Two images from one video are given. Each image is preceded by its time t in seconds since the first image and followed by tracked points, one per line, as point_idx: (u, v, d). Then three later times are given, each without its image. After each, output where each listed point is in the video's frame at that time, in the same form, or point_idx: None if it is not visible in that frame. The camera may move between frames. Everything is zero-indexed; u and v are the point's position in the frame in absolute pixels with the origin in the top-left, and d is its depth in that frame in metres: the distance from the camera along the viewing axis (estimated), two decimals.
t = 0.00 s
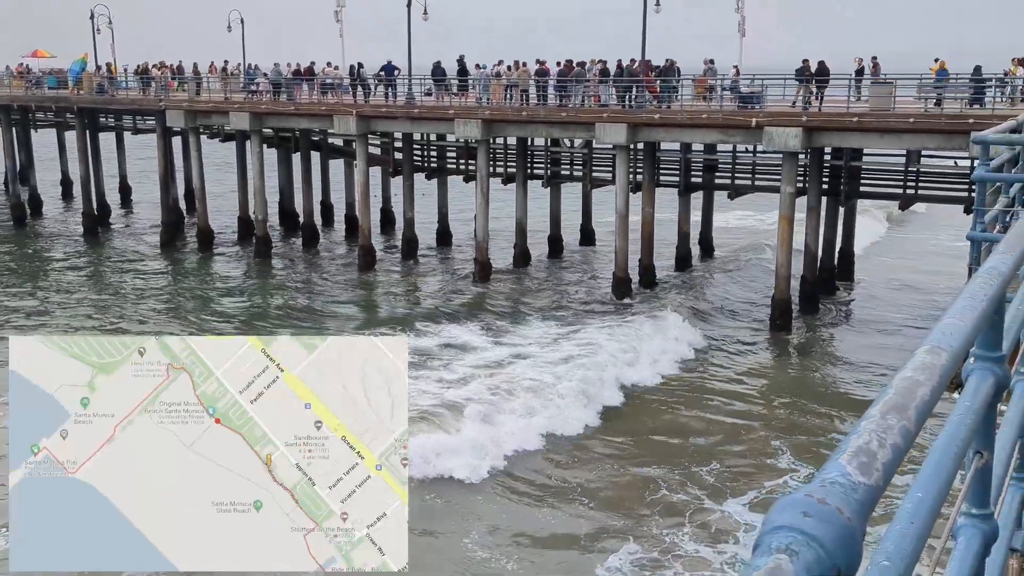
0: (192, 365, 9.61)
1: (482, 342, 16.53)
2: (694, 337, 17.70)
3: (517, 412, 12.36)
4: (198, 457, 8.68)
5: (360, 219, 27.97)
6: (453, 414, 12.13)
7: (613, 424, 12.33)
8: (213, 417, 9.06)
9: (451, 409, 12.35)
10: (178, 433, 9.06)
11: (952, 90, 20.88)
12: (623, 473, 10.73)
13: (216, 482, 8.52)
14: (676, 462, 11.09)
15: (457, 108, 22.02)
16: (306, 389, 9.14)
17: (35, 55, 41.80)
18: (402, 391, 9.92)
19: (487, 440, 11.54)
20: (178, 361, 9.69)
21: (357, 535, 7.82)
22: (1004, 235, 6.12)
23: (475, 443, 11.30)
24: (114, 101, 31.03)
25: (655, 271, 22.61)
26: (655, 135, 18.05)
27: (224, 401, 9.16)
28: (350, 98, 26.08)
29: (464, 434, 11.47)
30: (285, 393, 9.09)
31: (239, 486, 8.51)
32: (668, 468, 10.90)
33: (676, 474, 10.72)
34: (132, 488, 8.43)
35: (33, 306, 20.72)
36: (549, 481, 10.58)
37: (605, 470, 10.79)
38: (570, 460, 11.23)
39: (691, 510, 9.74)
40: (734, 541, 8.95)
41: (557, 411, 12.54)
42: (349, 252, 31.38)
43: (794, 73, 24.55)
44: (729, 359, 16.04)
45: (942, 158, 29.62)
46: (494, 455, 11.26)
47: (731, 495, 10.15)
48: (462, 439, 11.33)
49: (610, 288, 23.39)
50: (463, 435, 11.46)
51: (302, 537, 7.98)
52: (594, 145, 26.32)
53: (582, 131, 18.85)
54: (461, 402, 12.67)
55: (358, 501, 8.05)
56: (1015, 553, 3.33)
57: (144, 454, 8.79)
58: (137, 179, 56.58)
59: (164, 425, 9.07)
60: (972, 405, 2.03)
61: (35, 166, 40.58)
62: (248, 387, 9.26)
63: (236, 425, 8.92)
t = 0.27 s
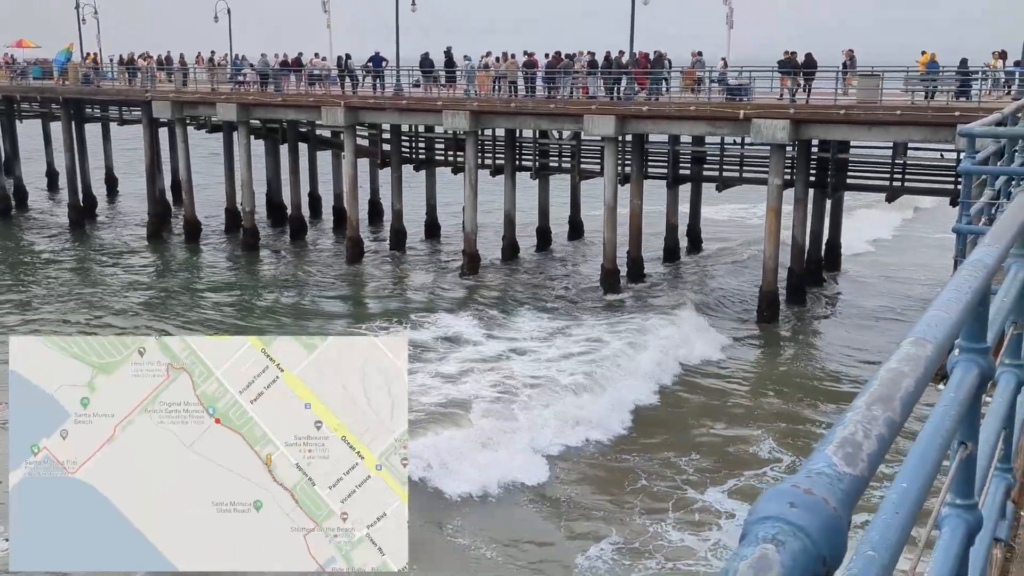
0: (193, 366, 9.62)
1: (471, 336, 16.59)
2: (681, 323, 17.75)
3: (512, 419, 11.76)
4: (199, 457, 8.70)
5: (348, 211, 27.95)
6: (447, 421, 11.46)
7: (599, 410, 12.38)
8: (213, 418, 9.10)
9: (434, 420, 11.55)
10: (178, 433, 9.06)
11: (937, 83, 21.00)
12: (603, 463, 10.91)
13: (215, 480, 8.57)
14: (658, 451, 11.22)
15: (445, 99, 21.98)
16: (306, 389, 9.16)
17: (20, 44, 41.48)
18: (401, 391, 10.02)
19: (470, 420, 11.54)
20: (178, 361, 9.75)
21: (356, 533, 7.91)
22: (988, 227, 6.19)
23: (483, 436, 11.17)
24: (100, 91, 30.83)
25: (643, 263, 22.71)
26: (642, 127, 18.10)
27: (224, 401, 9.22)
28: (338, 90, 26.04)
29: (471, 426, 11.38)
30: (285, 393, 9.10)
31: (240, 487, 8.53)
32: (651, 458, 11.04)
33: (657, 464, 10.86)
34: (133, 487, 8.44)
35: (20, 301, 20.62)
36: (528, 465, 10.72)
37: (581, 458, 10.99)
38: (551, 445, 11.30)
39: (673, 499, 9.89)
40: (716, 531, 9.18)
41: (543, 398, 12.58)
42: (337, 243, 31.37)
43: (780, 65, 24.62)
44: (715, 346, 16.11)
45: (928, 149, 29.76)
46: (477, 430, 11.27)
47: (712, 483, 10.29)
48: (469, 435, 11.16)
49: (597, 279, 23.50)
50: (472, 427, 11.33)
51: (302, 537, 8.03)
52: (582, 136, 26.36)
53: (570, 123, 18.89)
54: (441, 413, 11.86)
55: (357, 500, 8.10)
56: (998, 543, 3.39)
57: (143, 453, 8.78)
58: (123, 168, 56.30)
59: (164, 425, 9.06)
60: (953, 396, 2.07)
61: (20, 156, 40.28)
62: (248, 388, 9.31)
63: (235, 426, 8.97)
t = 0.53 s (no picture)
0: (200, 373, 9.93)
1: (461, 334, 16.62)
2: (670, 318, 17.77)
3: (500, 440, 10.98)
4: (285, 463, 9.06)
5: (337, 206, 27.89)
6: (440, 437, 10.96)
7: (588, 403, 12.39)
8: (304, 427, 9.55)
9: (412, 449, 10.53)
10: (267, 442, 9.49)
11: (925, 78, 21.08)
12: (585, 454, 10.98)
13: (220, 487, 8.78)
14: (639, 446, 11.29)
15: (435, 94, 21.94)
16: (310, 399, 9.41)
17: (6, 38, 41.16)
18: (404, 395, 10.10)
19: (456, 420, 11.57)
20: (268, 373, 10.29)
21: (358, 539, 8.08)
22: (976, 222, 6.22)
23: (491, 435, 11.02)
24: (88, 85, 30.65)
25: (632, 258, 22.74)
26: (632, 122, 18.10)
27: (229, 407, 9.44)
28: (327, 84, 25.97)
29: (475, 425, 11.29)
30: (375, 399, 9.42)
31: (322, 493, 8.86)
32: (635, 453, 11.09)
33: (639, 459, 10.91)
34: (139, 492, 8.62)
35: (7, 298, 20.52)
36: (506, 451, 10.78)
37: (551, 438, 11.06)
38: (531, 425, 11.32)
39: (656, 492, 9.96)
40: (701, 523, 9.25)
41: (532, 393, 12.60)
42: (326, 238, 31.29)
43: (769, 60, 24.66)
44: (703, 339, 16.14)
45: (917, 145, 29.88)
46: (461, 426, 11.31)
47: (691, 476, 10.36)
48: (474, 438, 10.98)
49: (587, 275, 23.52)
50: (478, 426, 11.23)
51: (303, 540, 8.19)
52: (571, 131, 26.36)
53: (560, 119, 18.88)
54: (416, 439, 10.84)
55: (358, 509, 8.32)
56: (985, 535, 3.40)
57: (226, 461, 9.18)
58: (111, 163, 55.99)
59: (253, 434, 9.50)
60: (941, 388, 2.08)
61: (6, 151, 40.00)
62: (337, 396, 9.65)
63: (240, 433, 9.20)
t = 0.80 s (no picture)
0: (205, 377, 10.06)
1: (452, 332, 16.59)
2: (662, 317, 17.76)
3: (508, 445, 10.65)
4: (285, 463, 9.08)
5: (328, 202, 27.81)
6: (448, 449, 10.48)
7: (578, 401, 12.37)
8: (304, 427, 9.64)
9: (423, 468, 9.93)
10: (267, 442, 9.50)
11: (915, 75, 21.14)
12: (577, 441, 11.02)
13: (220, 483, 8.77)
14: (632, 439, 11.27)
15: (426, 90, 21.88)
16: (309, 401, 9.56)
17: None
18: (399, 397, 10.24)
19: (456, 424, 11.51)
20: (268, 373, 10.53)
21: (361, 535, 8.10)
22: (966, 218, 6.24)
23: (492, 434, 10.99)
24: (77, 81, 30.45)
25: (624, 255, 22.73)
26: (624, 119, 18.09)
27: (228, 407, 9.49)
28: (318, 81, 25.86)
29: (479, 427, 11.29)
30: (375, 401, 9.62)
31: (322, 493, 8.86)
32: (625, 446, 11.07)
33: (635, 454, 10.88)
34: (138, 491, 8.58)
35: None
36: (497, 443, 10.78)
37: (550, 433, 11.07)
38: (527, 425, 11.35)
39: (640, 489, 9.94)
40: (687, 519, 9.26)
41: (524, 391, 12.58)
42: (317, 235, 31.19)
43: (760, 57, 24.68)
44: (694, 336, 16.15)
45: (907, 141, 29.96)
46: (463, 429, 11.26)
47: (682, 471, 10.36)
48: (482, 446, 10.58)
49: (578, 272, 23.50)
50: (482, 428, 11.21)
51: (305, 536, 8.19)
52: (563, 128, 26.34)
53: (551, 115, 18.86)
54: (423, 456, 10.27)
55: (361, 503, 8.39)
56: (976, 531, 3.41)
57: (226, 461, 9.18)
58: (100, 160, 55.70)
59: (254, 434, 9.53)
60: (928, 385, 2.08)
61: None
62: (337, 396, 9.84)
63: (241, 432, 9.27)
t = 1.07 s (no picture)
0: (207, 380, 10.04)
1: (444, 330, 16.56)
2: (654, 315, 17.77)
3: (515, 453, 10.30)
4: (285, 463, 9.06)
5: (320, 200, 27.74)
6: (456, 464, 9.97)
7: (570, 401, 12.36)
8: (303, 427, 9.60)
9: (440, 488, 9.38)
10: (267, 442, 9.47)
11: (906, 73, 21.20)
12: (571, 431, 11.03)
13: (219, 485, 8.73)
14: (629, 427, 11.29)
15: (418, 88, 21.83)
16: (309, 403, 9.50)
17: None
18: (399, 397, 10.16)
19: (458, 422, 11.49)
20: (268, 373, 10.50)
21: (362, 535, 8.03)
22: (956, 216, 6.25)
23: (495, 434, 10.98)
24: (68, 78, 30.30)
25: (616, 253, 22.74)
26: (616, 117, 18.08)
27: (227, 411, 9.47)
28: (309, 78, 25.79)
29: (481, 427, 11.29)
30: (375, 400, 9.56)
31: (322, 493, 8.82)
32: (619, 432, 11.08)
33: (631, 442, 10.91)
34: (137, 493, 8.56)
35: None
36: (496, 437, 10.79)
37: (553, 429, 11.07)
38: (525, 424, 11.35)
39: (633, 485, 9.91)
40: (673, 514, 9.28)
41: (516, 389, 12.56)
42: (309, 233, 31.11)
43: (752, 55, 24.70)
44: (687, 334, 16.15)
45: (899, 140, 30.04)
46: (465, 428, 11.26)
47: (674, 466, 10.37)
48: (495, 458, 10.14)
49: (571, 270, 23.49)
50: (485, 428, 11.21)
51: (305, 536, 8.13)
52: (555, 125, 26.32)
53: (544, 113, 18.83)
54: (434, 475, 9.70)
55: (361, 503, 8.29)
56: (966, 527, 3.41)
57: (226, 461, 9.16)
58: (91, 157, 55.45)
59: (254, 435, 9.51)
60: (920, 382, 2.07)
61: None
62: (337, 396, 9.79)
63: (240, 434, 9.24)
